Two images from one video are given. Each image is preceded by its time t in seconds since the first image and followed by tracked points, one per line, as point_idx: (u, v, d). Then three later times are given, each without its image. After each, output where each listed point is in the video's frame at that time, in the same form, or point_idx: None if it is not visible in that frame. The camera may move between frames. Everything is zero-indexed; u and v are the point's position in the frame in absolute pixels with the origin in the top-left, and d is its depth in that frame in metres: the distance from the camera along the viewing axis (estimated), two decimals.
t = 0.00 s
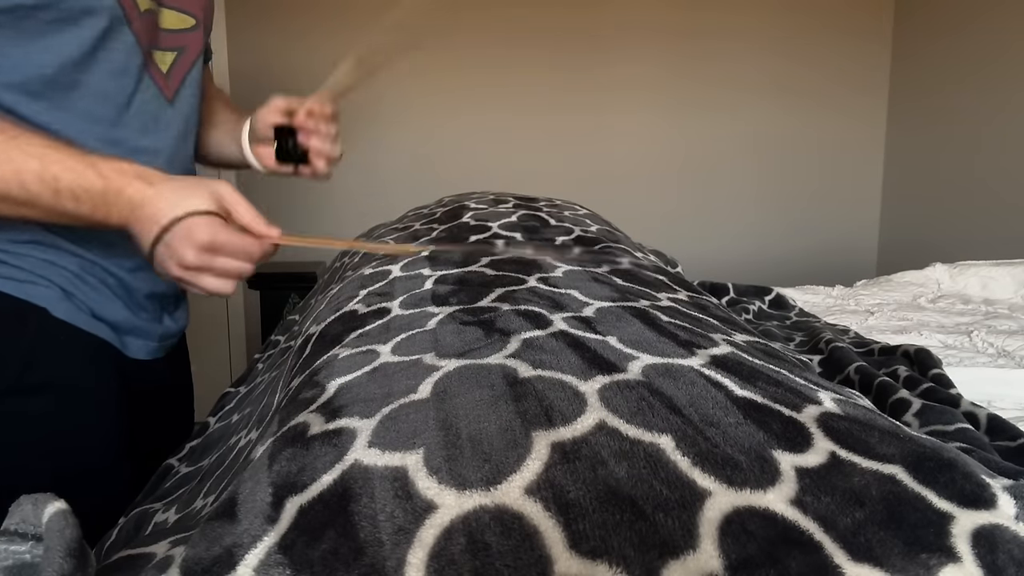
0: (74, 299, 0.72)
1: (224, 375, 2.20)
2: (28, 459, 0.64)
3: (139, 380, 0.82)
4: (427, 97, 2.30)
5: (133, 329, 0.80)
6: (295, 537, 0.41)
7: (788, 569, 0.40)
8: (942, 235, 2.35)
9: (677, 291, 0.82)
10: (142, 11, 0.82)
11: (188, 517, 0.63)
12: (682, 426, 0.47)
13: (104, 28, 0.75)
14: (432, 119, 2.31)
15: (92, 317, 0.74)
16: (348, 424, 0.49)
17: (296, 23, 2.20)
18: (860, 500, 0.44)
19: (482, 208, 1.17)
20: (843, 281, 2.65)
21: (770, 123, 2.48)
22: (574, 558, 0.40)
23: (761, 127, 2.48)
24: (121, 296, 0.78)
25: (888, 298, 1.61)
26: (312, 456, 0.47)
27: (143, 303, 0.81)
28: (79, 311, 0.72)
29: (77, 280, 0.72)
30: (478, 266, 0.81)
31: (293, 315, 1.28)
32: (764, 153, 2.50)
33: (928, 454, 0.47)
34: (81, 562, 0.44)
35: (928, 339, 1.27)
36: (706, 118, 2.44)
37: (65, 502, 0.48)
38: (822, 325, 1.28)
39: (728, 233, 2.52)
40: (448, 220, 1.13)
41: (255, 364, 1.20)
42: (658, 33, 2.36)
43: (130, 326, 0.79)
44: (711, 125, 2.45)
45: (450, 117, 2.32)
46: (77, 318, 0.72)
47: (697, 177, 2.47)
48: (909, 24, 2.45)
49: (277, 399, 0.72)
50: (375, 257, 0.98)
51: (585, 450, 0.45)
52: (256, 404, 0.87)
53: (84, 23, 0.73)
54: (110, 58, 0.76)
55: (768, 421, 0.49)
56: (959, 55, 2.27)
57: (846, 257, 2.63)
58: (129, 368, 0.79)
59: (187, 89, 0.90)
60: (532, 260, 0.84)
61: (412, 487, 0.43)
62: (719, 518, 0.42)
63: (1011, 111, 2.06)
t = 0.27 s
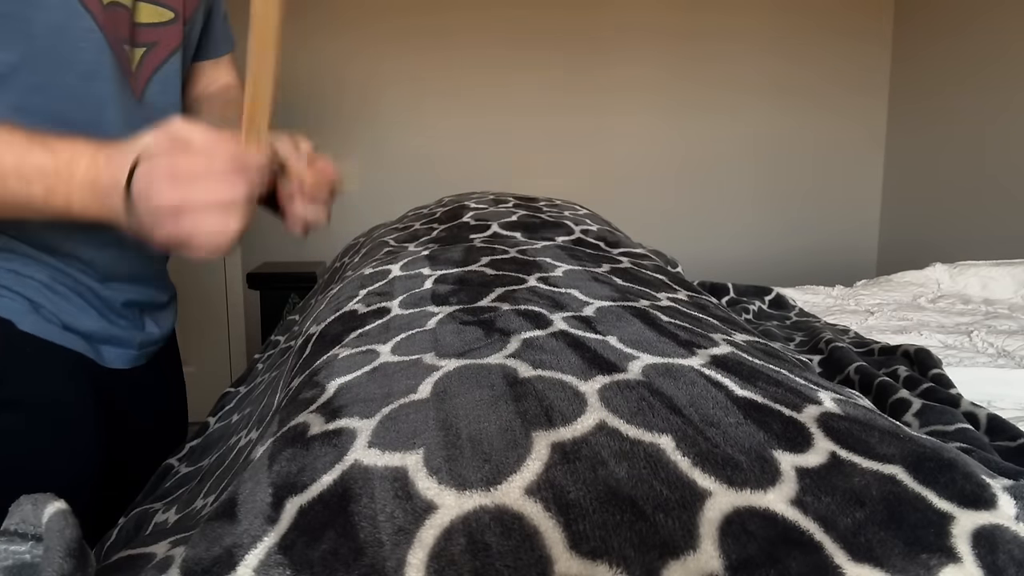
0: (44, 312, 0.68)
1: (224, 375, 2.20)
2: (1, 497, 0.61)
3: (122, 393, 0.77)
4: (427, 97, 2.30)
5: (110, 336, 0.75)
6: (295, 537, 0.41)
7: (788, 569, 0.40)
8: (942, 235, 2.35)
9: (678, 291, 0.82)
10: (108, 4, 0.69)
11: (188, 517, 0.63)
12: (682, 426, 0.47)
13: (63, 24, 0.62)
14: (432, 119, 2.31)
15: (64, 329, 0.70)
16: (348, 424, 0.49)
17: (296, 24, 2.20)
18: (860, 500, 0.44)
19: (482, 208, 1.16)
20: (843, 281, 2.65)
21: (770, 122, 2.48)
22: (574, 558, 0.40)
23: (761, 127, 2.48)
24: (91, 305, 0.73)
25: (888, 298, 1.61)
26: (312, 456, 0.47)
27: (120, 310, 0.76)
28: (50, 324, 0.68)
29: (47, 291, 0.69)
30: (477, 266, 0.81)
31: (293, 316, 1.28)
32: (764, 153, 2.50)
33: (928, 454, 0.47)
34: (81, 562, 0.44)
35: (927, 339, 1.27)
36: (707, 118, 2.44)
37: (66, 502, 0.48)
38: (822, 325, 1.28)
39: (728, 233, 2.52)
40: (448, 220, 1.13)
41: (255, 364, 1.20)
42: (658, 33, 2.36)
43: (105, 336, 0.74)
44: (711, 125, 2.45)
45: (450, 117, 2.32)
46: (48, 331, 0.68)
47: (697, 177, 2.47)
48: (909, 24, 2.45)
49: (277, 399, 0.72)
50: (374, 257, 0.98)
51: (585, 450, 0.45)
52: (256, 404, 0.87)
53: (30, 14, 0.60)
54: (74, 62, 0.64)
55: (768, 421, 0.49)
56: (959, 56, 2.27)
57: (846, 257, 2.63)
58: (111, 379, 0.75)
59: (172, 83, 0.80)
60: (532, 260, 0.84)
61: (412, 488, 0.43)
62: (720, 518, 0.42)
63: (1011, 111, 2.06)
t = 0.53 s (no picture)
0: (23, 316, 0.68)
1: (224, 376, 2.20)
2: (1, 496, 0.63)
3: (107, 394, 0.78)
4: (427, 97, 2.30)
5: (98, 339, 0.75)
6: (295, 537, 0.41)
7: (788, 569, 0.40)
8: (942, 235, 2.35)
9: (678, 292, 0.82)
10: (80, 8, 0.69)
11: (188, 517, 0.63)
12: (682, 425, 0.47)
13: (28, 35, 0.64)
14: (432, 119, 2.31)
15: (43, 333, 0.69)
16: (347, 424, 0.49)
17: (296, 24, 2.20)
18: (861, 499, 0.44)
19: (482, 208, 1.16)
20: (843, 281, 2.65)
21: (770, 122, 2.48)
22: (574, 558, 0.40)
23: (762, 127, 2.48)
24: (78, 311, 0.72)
25: (888, 298, 1.61)
26: (312, 456, 0.47)
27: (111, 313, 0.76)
28: (29, 327, 0.68)
29: (26, 294, 0.68)
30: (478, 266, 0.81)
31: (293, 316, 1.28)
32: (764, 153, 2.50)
33: (929, 453, 0.47)
34: (81, 562, 0.44)
35: (927, 339, 1.27)
36: (707, 118, 2.44)
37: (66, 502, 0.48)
38: (822, 325, 1.28)
39: (728, 233, 2.52)
40: (448, 220, 1.13)
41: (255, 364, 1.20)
42: (658, 33, 2.36)
43: (93, 337, 0.74)
44: (711, 125, 2.45)
45: (450, 117, 2.32)
46: (27, 336, 0.68)
47: (697, 177, 2.47)
48: (909, 24, 2.45)
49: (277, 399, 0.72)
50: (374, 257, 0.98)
51: (585, 449, 0.45)
52: (256, 404, 0.87)
53: None
54: (30, 70, 0.65)
55: (768, 420, 0.49)
56: (959, 56, 2.27)
57: (846, 257, 2.63)
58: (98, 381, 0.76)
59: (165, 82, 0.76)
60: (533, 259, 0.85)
61: (413, 488, 0.43)
62: (720, 517, 0.42)
63: (1011, 112, 2.06)
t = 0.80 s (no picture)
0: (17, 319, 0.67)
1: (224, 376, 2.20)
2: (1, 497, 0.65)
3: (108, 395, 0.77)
4: (427, 98, 2.30)
5: (100, 341, 0.73)
6: (295, 536, 0.41)
7: (789, 567, 0.41)
8: (942, 235, 2.35)
9: (678, 291, 0.81)
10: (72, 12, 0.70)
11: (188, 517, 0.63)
12: (684, 423, 0.47)
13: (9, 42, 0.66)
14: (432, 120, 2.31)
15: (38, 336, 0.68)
16: (347, 423, 0.49)
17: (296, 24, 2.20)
18: (862, 497, 0.44)
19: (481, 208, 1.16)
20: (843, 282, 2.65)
21: (770, 123, 2.48)
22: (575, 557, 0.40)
23: (761, 127, 2.48)
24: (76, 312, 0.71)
25: (888, 298, 1.61)
26: (311, 455, 0.47)
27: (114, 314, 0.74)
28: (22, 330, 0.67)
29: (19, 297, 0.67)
30: (478, 266, 0.81)
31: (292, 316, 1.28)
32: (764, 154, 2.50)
33: (930, 452, 0.47)
34: (81, 562, 0.44)
35: (928, 339, 1.27)
36: (707, 119, 2.44)
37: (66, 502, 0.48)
38: (822, 325, 1.28)
39: (728, 234, 2.52)
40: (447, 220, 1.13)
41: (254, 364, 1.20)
42: (658, 33, 2.36)
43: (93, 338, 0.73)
44: (711, 125, 2.45)
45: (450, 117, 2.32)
46: (20, 338, 0.67)
47: (697, 178, 2.47)
48: (908, 25, 2.45)
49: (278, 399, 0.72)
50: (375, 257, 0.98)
51: (586, 448, 0.45)
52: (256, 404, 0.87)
53: None
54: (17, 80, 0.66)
55: (769, 417, 0.48)
56: (959, 56, 2.27)
57: (846, 257, 2.63)
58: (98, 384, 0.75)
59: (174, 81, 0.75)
60: (533, 259, 0.85)
61: (413, 488, 0.43)
62: (721, 516, 0.42)
63: (1011, 112, 2.06)
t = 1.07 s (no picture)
0: (26, 322, 0.68)
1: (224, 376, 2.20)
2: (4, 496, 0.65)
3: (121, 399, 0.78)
4: (426, 98, 2.30)
5: (108, 342, 0.74)
6: (293, 537, 0.42)
7: (789, 567, 0.41)
8: (942, 235, 2.35)
9: (677, 291, 0.82)
10: (78, 16, 0.69)
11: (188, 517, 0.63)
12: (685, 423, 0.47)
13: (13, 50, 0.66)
14: (431, 120, 2.31)
15: (46, 338, 0.69)
16: (345, 425, 0.48)
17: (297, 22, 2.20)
18: (862, 496, 0.44)
19: (481, 208, 1.16)
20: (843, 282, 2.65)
21: (770, 123, 2.48)
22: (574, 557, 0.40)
23: (761, 127, 2.48)
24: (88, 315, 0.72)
25: (888, 298, 1.61)
26: (312, 457, 0.46)
27: (120, 315, 0.75)
28: (33, 334, 0.68)
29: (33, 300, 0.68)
30: (478, 266, 0.81)
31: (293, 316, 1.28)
32: (764, 154, 2.50)
33: (930, 451, 0.47)
34: (81, 562, 0.44)
35: (927, 339, 1.27)
36: (707, 119, 2.44)
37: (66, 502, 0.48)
38: (822, 325, 1.28)
39: (728, 234, 2.52)
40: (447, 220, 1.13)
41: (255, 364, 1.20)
42: (657, 33, 2.36)
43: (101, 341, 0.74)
44: (710, 126, 2.45)
45: (450, 117, 2.32)
46: (28, 340, 0.68)
47: (697, 178, 2.47)
48: (908, 25, 2.45)
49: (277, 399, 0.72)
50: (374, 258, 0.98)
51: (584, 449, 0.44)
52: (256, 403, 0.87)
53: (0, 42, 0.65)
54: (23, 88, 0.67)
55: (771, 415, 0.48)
56: (959, 56, 2.27)
57: (846, 258, 2.63)
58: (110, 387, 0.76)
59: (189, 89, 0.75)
60: (533, 259, 0.85)
61: (411, 492, 0.43)
62: (721, 515, 0.42)
63: (1011, 112, 2.06)
